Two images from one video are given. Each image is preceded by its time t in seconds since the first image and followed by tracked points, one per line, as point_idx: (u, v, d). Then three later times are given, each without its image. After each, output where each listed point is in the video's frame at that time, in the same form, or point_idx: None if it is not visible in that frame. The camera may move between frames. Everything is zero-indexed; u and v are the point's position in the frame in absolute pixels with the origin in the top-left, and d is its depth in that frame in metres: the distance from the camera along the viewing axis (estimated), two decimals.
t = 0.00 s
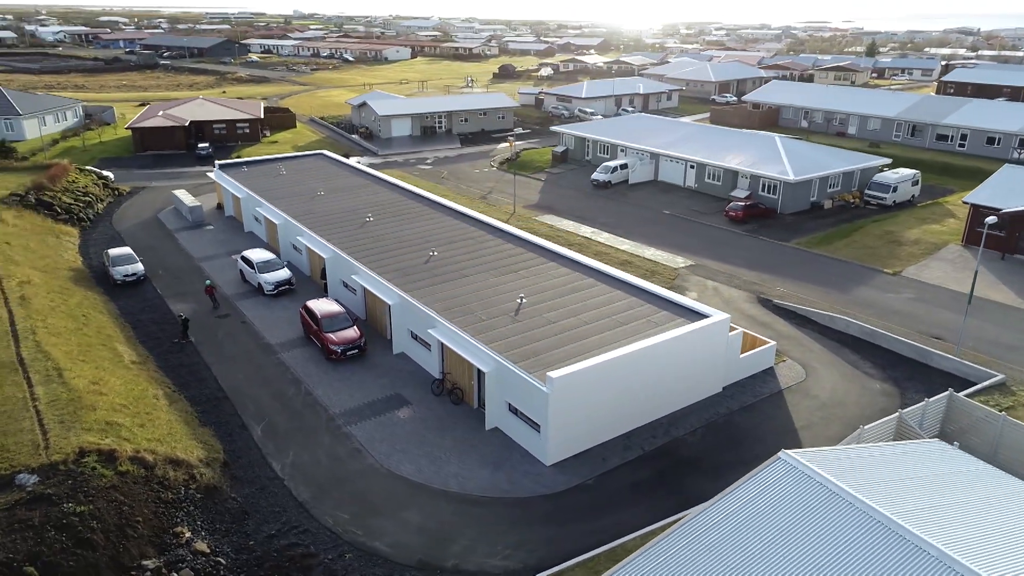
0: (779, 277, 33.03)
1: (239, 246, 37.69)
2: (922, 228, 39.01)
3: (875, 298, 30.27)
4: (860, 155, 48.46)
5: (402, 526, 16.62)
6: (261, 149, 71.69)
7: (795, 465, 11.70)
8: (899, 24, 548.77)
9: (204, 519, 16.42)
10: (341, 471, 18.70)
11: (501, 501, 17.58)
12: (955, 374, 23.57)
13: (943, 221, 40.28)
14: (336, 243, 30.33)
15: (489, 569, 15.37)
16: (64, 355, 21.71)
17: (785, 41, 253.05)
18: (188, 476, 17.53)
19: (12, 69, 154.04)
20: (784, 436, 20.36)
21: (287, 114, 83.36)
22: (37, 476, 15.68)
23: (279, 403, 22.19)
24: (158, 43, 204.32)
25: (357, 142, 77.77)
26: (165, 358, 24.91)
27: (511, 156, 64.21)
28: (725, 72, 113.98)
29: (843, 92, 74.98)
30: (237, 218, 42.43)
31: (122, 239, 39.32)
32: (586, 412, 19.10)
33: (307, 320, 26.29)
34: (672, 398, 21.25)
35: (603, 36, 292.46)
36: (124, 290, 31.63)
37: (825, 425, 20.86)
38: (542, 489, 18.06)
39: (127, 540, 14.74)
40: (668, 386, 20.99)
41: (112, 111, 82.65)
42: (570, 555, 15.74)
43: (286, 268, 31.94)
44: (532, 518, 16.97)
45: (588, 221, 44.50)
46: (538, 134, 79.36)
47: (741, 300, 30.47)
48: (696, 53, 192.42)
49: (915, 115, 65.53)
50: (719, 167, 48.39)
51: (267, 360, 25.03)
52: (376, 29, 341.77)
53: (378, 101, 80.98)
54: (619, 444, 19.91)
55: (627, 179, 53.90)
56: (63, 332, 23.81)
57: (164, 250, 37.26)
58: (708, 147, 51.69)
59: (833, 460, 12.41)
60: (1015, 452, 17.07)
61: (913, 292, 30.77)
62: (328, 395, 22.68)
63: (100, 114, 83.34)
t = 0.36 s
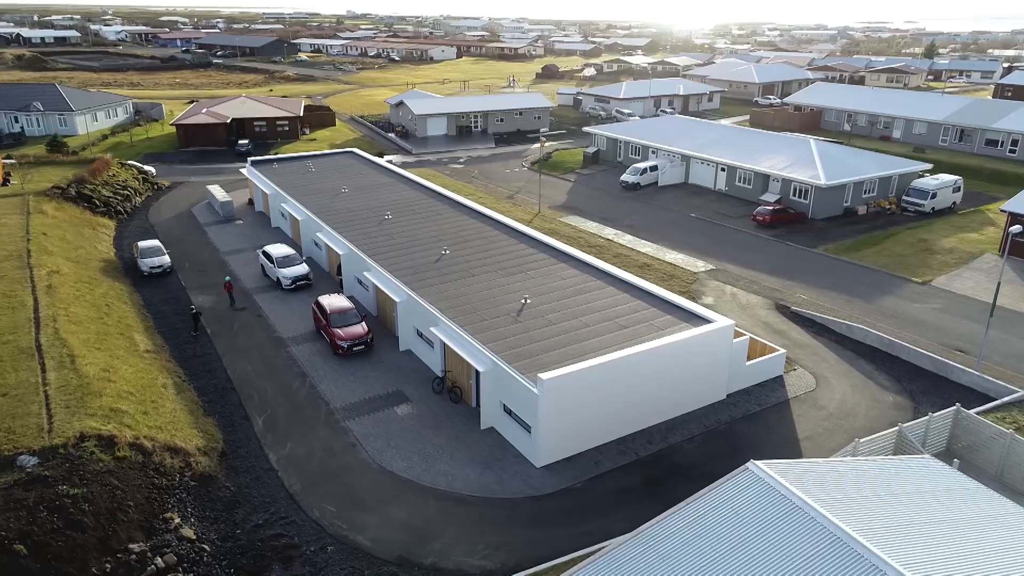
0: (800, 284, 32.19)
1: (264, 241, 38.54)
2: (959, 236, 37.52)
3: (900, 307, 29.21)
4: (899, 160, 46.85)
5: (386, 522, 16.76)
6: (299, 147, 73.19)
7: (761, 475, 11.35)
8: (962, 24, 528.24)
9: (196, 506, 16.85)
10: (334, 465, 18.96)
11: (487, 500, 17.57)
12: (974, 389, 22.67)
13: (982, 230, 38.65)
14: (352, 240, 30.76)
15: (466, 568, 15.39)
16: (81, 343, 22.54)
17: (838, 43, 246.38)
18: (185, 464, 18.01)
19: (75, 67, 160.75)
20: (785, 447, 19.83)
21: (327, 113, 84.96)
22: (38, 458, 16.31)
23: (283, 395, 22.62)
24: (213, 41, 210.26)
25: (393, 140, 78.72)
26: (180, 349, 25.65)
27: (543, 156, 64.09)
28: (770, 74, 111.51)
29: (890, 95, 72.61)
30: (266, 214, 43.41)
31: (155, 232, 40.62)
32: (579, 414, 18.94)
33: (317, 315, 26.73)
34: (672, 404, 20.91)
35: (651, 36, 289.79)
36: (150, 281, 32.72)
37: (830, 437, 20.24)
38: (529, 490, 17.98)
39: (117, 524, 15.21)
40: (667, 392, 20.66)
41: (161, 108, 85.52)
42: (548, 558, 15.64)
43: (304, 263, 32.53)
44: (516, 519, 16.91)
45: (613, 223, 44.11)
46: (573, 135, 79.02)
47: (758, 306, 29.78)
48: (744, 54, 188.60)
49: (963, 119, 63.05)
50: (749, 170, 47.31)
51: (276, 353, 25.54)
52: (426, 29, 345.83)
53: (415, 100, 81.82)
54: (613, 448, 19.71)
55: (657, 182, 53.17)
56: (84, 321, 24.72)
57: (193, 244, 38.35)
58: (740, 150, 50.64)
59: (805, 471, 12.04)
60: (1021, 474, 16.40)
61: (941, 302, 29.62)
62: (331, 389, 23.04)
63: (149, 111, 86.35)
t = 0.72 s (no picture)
0: (813, 290, 31.47)
1: (281, 237, 39.20)
2: (985, 244, 36.29)
3: (914, 315, 28.35)
4: (928, 164, 45.50)
5: (365, 517, 16.90)
6: (327, 145, 74.23)
7: (717, 484, 11.23)
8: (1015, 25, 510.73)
9: (182, 494, 17.23)
10: (321, 459, 19.20)
11: (467, 499, 17.61)
12: (982, 402, 21.93)
13: (1011, 238, 37.30)
14: (361, 237, 31.11)
15: (439, 565, 15.45)
16: (90, 333, 23.26)
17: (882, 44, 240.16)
18: (176, 453, 18.43)
19: (120, 65, 165.59)
20: (777, 455, 19.44)
21: (356, 111, 86.03)
22: (33, 443, 16.87)
23: (281, 389, 22.99)
24: (253, 41, 214.34)
25: (419, 140, 79.31)
26: (188, 341, 26.28)
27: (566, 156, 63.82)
28: (806, 75, 109.22)
29: (926, 98, 70.56)
30: (286, 211, 44.16)
31: (177, 227, 41.61)
32: (564, 416, 18.86)
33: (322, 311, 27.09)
34: (663, 408, 20.68)
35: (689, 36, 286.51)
36: (167, 274, 33.58)
37: (824, 447, 19.75)
38: (511, 490, 17.97)
39: (102, 509, 15.65)
40: (658, 396, 20.42)
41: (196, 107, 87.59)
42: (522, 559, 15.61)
43: (315, 260, 32.99)
44: (494, 519, 16.93)
45: (629, 224, 43.72)
46: (600, 136, 78.54)
47: (766, 311, 29.21)
48: (783, 55, 185.01)
49: (1002, 123, 60.94)
50: (772, 173, 46.33)
51: (279, 347, 25.97)
52: (463, 30, 346.99)
53: (443, 99, 82.31)
54: (600, 450, 19.57)
55: (678, 183, 52.47)
56: (95, 311, 25.48)
57: (212, 239, 39.20)
58: (764, 152, 49.67)
59: (765, 482, 11.84)
60: (1015, 490, 15.80)
61: (958, 311, 28.67)
62: (328, 383, 23.34)
63: (185, 109, 88.49)
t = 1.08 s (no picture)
0: (822, 295, 30.81)
1: (295, 234, 39.83)
2: (1008, 252, 35.14)
3: (924, 324, 27.57)
4: (954, 169, 44.19)
5: (341, 511, 17.11)
6: (352, 144, 75.15)
7: (664, 487, 11.09)
8: None
9: (167, 483, 17.67)
10: (306, 452, 19.49)
11: (443, 496, 17.69)
12: (985, 415, 21.26)
13: None
14: (367, 234, 31.48)
15: (407, 561, 15.56)
16: (95, 323, 23.96)
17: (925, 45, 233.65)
18: (165, 442, 18.89)
19: (162, 64, 169.85)
20: (762, 463, 19.13)
21: (383, 111, 86.98)
22: (26, 428, 17.45)
23: (276, 382, 23.40)
24: (292, 41, 217.51)
25: (444, 139, 79.82)
26: (192, 334, 26.91)
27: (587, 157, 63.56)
28: (840, 76, 107.00)
29: (961, 101, 68.60)
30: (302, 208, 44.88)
31: (197, 223, 42.59)
32: (546, 416, 18.85)
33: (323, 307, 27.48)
34: (650, 412, 20.50)
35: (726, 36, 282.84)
36: (181, 268, 34.42)
37: (812, 457, 19.35)
38: (489, 489, 18.02)
39: (86, 494, 16.13)
40: (644, 399, 20.27)
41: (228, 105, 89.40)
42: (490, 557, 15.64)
43: (323, 256, 33.47)
44: (468, 516, 16.98)
45: (642, 226, 43.34)
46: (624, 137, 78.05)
47: (770, 316, 28.69)
48: (821, 55, 181.25)
49: None
50: (791, 176, 45.29)
51: (280, 342, 26.43)
52: (498, 29, 346.61)
53: (468, 99, 82.72)
54: (582, 453, 19.50)
55: (697, 185, 51.76)
56: (104, 303, 26.24)
57: (228, 235, 40.01)
58: (785, 155, 48.68)
59: (717, 488, 11.66)
60: (1000, 505, 15.28)
61: (971, 320, 27.80)
62: (322, 378, 23.68)
63: (218, 106, 90.39)
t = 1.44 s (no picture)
0: (830, 301, 30.18)
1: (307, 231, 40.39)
2: None
3: (932, 331, 26.84)
4: (980, 173, 42.93)
5: (319, 504, 17.35)
6: (375, 143, 75.90)
7: (612, 488, 11.05)
8: None
9: (154, 471, 18.11)
10: (292, 445, 19.80)
11: (421, 493, 17.81)
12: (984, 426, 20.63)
13: None
14: (372, 232, 31.85)
15: (377, 555, 15.71)
16: (101, 314, 24.65)
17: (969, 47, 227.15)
18: (156, 432, 19.36)
19: (200, 63, 173.60)
20: (746, 470, 18.86)
21: (408, 111, 87.74)
22: (21, 414, 18.03)
23: (272, 376, 23.82)
24: (326, 40, 220.36)
25: (466, 138, 80.16)
26: (197, 327, 27.52)
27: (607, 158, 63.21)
28: (873, 78, 104.65)
29: (995, 104, 66.62)
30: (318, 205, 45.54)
31: (214, 219, 43.47)
32: (527, 416, 18.89)
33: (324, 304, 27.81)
34: (635, 414, 20.39)
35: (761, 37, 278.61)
36: (194, 263, 35.21)
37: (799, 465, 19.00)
38: (467, 487, 18.09)
39: (73, 480, 16.63)
40: (630, 401, 20.16)
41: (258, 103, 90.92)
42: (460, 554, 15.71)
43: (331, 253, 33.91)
44: (443, 513, 17.08)
45: (655, 228, 42.93)
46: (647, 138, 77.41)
47: (773, 321, 28.22)
48: (859, 56, 177.20)
49: None
50: (809, 180, 44.38)
51: (280, 337, 26.88)
52: (533, 29, 346.72)
53: (492, 99, 82.96)
54: (564, 454, 19.48)
55: (714, 188, 51.08)
56: (112, 295, 26.97)
57: (243, 231, 40.77)
58: (805, 158, 47.73)
59: (668, 492, 11.58)
60: (981, 520, 14.82)
61: (982, 329, 26.98)
62: (317, 373, 24.02)
63: (247, 105, 92.05)
